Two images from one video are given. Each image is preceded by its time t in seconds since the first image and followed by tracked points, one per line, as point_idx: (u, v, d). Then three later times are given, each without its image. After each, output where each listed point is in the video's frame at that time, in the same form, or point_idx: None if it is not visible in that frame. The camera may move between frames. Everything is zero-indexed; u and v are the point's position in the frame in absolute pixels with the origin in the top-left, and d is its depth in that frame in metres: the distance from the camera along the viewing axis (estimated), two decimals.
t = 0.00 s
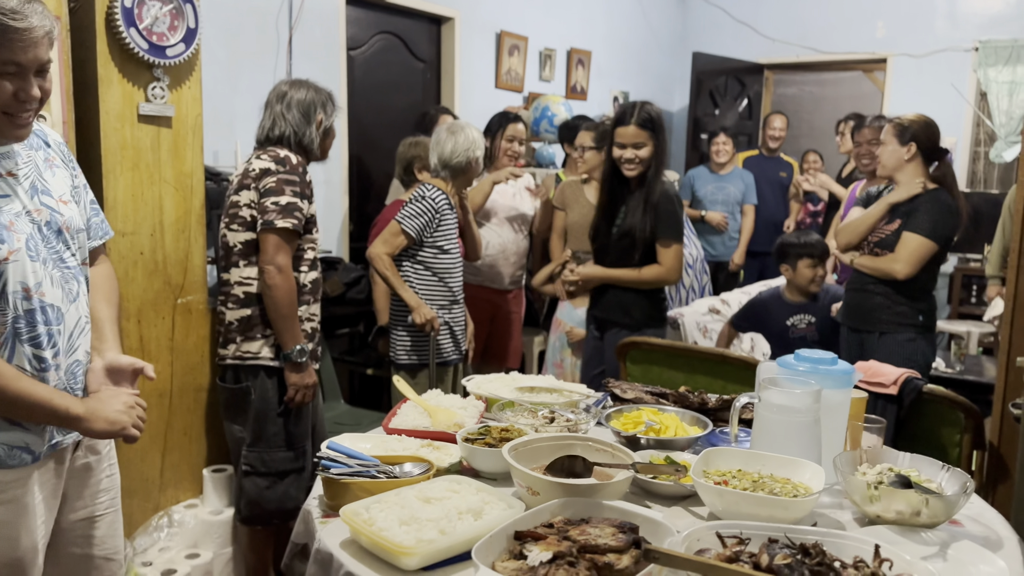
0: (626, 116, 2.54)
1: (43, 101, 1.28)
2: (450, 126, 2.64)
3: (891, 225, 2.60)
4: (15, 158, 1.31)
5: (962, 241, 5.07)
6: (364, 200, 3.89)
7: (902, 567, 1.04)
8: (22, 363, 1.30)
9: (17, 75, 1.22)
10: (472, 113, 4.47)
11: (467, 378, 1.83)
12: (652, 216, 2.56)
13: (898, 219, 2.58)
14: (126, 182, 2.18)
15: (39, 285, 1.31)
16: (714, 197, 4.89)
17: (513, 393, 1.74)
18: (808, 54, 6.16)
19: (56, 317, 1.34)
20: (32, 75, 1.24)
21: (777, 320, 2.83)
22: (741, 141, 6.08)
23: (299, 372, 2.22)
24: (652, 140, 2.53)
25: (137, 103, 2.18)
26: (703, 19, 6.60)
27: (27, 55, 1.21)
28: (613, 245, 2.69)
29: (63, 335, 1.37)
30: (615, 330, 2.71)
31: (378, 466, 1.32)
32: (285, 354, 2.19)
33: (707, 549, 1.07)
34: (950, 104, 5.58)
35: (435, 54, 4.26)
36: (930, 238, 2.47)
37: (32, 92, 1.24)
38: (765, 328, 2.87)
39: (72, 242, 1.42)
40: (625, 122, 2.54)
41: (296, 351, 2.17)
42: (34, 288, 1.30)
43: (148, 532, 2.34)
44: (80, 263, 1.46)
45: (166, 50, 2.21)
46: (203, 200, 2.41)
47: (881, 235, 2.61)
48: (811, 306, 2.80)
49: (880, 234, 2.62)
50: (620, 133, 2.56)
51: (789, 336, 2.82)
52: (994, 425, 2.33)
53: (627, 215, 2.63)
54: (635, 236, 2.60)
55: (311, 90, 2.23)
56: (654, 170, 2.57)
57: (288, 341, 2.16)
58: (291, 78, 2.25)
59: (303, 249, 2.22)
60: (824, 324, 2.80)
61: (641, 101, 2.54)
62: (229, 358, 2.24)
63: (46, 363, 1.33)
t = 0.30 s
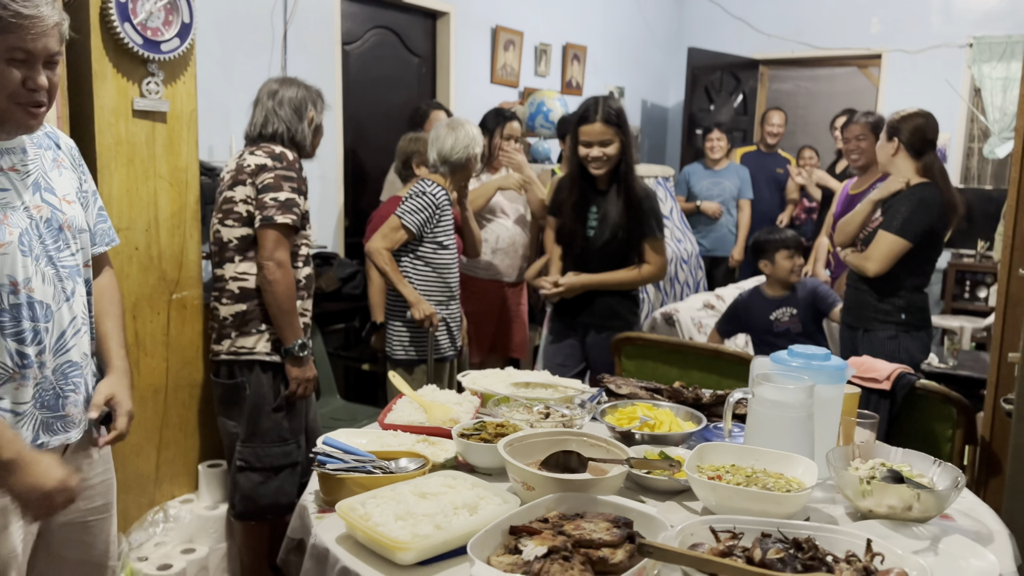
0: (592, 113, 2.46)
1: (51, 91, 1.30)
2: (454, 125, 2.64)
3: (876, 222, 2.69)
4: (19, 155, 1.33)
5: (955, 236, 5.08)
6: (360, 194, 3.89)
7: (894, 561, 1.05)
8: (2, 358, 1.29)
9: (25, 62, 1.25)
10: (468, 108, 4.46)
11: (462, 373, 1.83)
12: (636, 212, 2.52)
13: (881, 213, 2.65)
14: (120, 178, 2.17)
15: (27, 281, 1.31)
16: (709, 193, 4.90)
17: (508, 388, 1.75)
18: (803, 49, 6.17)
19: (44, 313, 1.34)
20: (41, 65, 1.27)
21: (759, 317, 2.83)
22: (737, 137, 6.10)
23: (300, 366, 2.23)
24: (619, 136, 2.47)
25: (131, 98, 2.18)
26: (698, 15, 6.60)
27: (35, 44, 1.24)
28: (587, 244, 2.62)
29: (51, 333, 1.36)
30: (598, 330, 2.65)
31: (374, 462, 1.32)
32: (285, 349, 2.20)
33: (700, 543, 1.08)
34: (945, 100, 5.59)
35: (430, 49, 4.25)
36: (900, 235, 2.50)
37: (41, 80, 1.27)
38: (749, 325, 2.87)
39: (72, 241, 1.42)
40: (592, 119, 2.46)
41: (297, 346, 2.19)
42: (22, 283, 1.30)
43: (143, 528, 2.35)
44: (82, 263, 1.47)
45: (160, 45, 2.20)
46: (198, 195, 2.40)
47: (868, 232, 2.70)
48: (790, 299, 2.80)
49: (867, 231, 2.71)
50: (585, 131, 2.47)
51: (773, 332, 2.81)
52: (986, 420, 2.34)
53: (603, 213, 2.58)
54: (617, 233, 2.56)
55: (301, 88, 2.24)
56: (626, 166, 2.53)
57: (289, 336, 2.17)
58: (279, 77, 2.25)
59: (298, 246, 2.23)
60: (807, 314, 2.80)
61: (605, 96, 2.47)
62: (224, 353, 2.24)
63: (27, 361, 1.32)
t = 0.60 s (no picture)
0: (550, 100, 2.33)
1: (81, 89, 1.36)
2: (448, 120, 2.63)
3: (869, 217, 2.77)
4: (41, 151, 1.37)
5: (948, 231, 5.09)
6: (352, 187, 3.88)
7: (884, 554, 1.06)
8: (14, 348, 1.30)
9: (58, 60, 1.31)
10: (461, 102, 4.46)
11: (456, 367, 1.84)
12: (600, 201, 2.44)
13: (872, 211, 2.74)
14: (113, 171, 2.16)
15: (42, 274, 1.33)
16: (702, 187, 4.90)
17: (501, 381, 1.75)
18: (796, 43, 6.18)
19: (56, 306, 1.36)
20: (72, 63, 1.33)
21: (744, 310, 2.86)
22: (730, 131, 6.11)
23: (292, 360, 2.24)
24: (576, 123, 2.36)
25: (123, 91, 2.16)
26: (692, 8, 6.60)
27: (69, 42, 1.31)
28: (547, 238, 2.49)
29: (62, 326, 1.38)
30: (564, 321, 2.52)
31: (366, 456, 1.32)
32: (276, 344, 2.21)
33: (692, 536, 1.09)
34: (938, 94, 5.60)
35: (423, 42, 4.24)
36: (883, 233, 2.51)
37: (71, 77, 1.32)
38: (735, 322, 2.89)
39: (87, 238, 1.46)
40: (550, 106, 2.33)
41: (288, 340, 2.21)
42: (38, 275, 1.33)
43: (136, 522, 2.35)
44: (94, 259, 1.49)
45: (152, 38, 2.19)
46: (190, 189, 2.39)
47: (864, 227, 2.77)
48: (774, 293, 2.84)
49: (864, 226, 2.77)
50: (541, 119, 2.34)
51: (757, 324, 2.83)
52: (977, 414, 2.35)
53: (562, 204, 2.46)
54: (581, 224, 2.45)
55: (286, 83, 2.24)
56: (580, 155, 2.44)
57: (280, 331, 2.19)
58: (263, 71, 2.26)
59: (285, 240, 2.23)
60: (792, 307, 2.82)
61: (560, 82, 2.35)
62: (213, 348, 2.24)
63: (40, 352, 1.34)
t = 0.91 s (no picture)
0: (523, 95, 2.10)
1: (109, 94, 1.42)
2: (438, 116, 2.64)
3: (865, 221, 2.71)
4: (59, 148, 1.44)
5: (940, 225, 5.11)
6: (344, 180, 3.87)
7: (871, 545, 1.07)
8: (22, 339, 1.34)
9: (93, 68, 1.36)
10: (454, 96, 4.45)
11: (448, 361, 1.84)
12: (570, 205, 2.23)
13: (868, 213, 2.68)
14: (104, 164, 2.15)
15: (54, 267, 1.38)
16: (695, 182, 4.91)
17: (494, 376, 1.76)
18: (788, 37, 6.20)
19: (65, 300, 1.40)
20: (104, 72, 1.39)
21: (733, 305, 2.89)
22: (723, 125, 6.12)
23: (281, 355, 2.25)
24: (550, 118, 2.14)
25: (115, 85, 2.15)
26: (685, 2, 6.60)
27: (106, 54, 1.37)
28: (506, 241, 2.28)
29: (70, 319, 1.42)
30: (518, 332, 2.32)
31: (360, 450, 1.33)
32: (265, 339, 2.21)
33: (682, 528, 1.10)
34: (929, 89, 5.62)
35: (416, 35, 4.23)
36: (883, 239, 2.54)
37: (101, 85, 1.39)
38: (726, 317, 2.92)
39: (97, 235, 1.52)
40: (522, 101, 2.10)
41: (278, 335, 2.21)
42: (50, 268, 1.37)
43: (129, 516, 2.34)
44: (102, 256, 1.54)
45: (144, 32, 2.18)
46: (182, 183, 2.39)
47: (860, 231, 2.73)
48: (764, 287, 2.85)
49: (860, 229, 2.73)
50: (512, 114, 2.12)
51: (748, 318, 2.86)
52: (966, 408, 2.36)
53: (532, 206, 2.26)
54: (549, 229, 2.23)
55: (273, 77, 2.24)
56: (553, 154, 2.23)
57: (269, 326, 2.18)
58: (250, 64, 2.25)
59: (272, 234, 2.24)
60: (781, 302, 2.82)
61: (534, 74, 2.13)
62: (202, 343, 2.23)
63: (47, 343, 1.38)
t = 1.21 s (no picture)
0: (512, 84, 2.01)
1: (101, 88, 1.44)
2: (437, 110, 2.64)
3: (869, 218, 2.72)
4: (55, 142, 1.44)
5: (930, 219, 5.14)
6: (337, 174, 3.86)
7: (859, 538, 1.08)
8: (44, 330, 1.35)
9: (93, 65, 1.38)
10: (447, 90, 4.45)
11: (441, 356, 1.85)
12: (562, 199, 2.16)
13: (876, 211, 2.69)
14: (97, 158, 2.15)
15: (69, 257, 1.38)
16: (686, 176, 4.92)
17: (487, 370, 1.77)
18: (781, 32, 6.22)
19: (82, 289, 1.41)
20: (101, 69, 1.41)
21: (724, 301, 2.91)
22: (715, 120, 6.15)
23: (273, 351, 2.25)
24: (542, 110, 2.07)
25: (107, 79, 2.15)
26: None
27: (105, 52, 1.39)
28: (494, 236, 2.21)
29: (87, 308, 1.42)
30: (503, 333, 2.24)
31: (352, 444, 1.33)
32: (257, 335, 2.22)
33: (672, 521, 1.11)
34: (920, 84, 5.65)
35: (409, 29, 4.23)
36: (902, 231, 2.57)
37: (98, 82, 1.41)
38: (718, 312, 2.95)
39: (95, 226, 1.51)
40: (512, 91, 2.02)
41: (269, 331, 2.22)
42: (65, 258, 1.37)
43: (122, 510, 2.35)
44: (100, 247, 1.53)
45: (136, 26, 2.18)
46: (174, 177, 2.39)
47: (862, 227, 2.73)
48: (754, 282, 2.85)
49: (861, 226, 2.74)
50: (501, 105, 2.04)
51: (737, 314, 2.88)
52: (954, 401, 2.38)
53: (523, 199, 2.19)
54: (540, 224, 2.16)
55: (266, 72, 2.24)
56: (546, 145, 2.15)
57: (261, 323, 2.19)
58: (245, 59, 2.26)
59: (263, 230, 2.24)
60: (770, 298, 2.82)
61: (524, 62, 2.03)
62: (194, 338, 2.23)
63: (67, 333, 1.38)
